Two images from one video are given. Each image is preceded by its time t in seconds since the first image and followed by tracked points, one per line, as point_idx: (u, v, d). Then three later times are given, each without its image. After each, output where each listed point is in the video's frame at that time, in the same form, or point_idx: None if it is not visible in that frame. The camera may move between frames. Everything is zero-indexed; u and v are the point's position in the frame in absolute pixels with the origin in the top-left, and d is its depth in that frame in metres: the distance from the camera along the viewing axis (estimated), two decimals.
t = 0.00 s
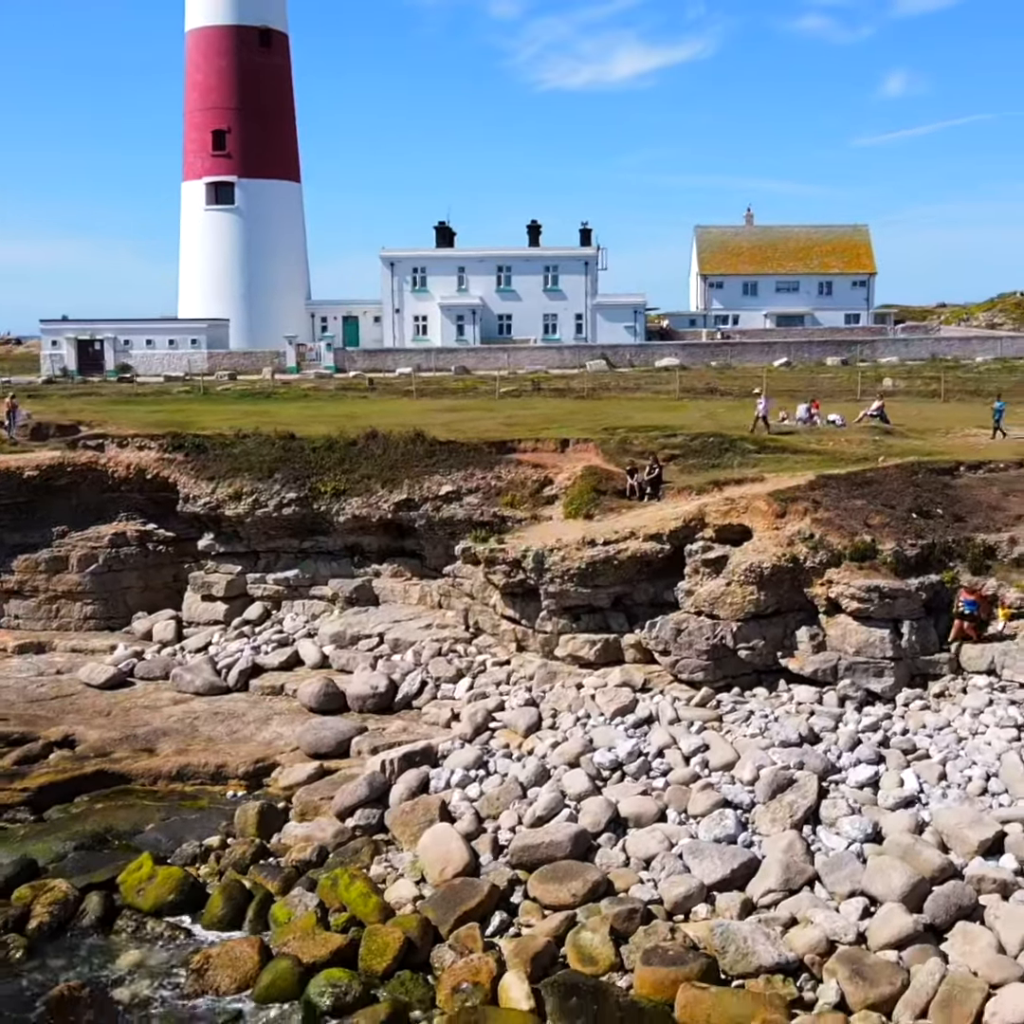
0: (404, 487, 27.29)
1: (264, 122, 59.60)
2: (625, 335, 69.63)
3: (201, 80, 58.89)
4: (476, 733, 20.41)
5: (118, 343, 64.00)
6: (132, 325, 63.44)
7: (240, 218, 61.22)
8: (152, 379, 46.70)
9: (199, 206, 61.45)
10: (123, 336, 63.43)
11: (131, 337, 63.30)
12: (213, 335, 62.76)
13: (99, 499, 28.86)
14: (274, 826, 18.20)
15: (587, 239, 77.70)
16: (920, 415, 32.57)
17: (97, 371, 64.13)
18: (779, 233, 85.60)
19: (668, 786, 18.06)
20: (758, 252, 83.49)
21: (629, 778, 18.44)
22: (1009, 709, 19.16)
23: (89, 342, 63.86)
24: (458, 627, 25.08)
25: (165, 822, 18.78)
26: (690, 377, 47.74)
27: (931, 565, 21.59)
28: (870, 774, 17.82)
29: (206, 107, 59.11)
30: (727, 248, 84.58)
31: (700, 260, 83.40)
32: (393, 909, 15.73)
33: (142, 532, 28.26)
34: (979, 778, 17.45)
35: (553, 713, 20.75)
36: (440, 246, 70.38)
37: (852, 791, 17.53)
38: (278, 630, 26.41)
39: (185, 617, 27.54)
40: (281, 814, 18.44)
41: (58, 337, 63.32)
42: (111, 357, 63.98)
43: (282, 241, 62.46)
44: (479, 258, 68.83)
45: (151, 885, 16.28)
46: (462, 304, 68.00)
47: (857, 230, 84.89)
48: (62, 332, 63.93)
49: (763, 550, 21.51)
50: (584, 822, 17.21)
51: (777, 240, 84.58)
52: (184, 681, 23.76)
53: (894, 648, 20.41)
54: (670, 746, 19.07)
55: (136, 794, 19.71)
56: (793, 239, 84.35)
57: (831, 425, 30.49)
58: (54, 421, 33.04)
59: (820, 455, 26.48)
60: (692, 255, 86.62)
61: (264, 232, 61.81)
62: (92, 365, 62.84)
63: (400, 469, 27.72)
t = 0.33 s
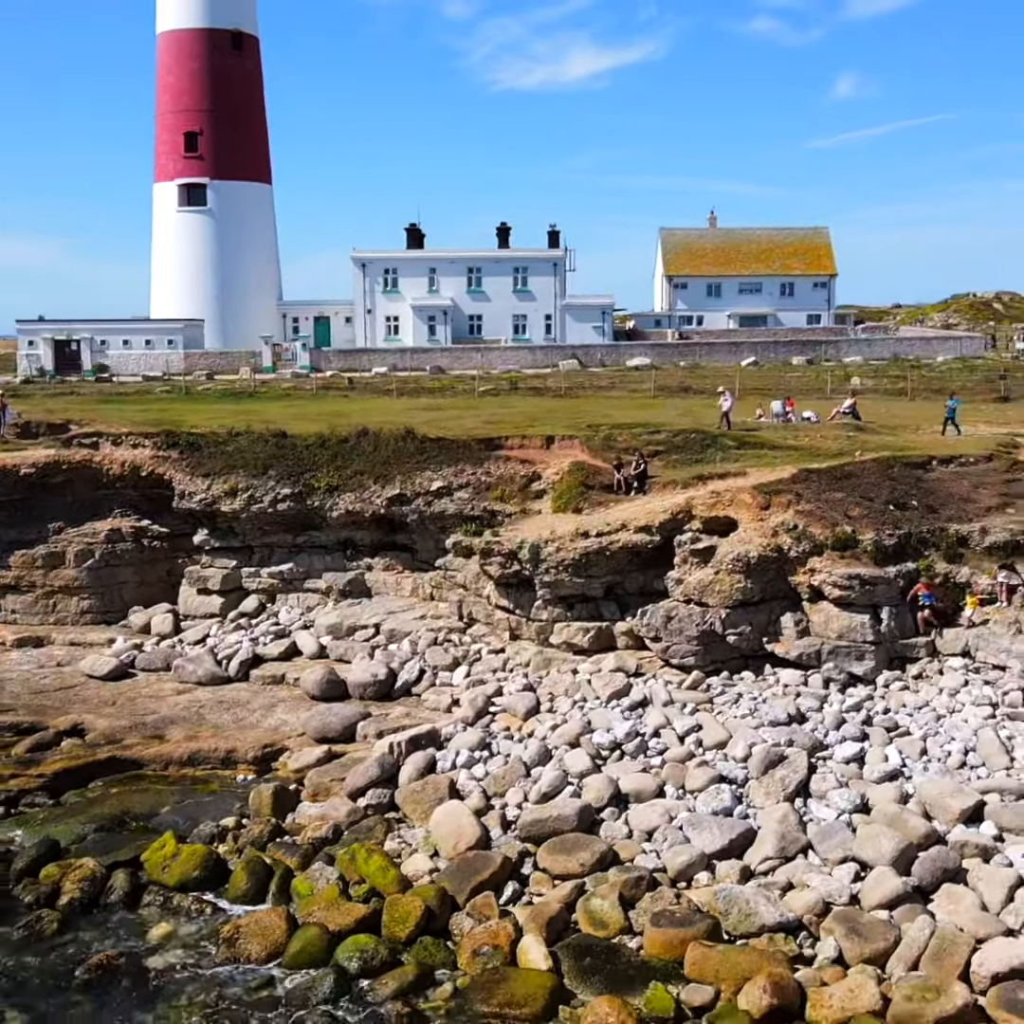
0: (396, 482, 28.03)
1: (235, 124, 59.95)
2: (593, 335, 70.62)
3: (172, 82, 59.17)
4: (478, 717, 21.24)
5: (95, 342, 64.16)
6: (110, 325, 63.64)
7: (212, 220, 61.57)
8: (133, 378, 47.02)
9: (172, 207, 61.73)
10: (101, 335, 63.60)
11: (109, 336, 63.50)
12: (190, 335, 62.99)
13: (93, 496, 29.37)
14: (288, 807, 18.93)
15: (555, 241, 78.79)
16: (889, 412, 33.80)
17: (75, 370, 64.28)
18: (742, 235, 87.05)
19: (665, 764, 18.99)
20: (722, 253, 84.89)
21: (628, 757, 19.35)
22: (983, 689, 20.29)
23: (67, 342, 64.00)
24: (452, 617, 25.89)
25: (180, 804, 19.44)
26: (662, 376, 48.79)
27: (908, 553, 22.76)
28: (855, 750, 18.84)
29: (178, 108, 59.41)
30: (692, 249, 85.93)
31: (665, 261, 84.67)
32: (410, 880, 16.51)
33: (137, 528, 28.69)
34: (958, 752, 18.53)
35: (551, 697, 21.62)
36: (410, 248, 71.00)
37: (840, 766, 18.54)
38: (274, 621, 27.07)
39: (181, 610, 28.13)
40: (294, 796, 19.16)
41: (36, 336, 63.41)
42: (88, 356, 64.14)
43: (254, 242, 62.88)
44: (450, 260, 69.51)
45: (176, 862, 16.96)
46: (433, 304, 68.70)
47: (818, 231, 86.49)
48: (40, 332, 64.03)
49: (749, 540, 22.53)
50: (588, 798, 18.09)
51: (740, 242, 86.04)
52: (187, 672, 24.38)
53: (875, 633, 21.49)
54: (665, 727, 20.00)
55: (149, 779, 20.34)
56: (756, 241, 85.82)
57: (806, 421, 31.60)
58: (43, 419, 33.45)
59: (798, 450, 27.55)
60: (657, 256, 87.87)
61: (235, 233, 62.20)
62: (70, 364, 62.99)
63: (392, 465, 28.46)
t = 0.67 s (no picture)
0: (380, 478, 29.44)
1: (184, 131, 60.67)
2: (538, 338, 72.41)
3: (123, 89, 59.78)
4: (475, 692, 22.81)
5: (52, 345, 64.45)
6: (68, 328, 64.01)
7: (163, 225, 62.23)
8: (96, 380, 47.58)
9: (122, 212, 62.25)
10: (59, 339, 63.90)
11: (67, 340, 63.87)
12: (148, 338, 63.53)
13: (83, 493, 30.30)
14: (307, 777, 20.29)
15: (498, 247, 80.53)
16: (834, 410, 36.08)
17: (32, 373, 64.49)
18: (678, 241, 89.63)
19: (655, 730, 20.72)
20: (659, 258, 87.42)
21: (620, 724, 21.05)
22: (937, 659, 22.38)
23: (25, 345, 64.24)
24: (439, 603, 27.39)
25: (202, 777, 20.68)
26: (611, 376, 50.77)
27: (864, 538, 24.86)
28: (826, 715, 20.76)
29: (128, 115, 60.00)
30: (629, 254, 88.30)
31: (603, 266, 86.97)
32: (433, 837, 18.00)
33: (127, 522, 29.85)
34: (918, 714, 20.53)
35: (542, 674, 23.25)
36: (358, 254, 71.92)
37: (813, 729, 20.44)
38: (265, 610, 28.28)
39: (173, 602, 29.18)
40: (311, 767, 20.53)
41: None
42: (46, 359, 64.42)
43: (204, 247, 63.62)
44: (398, 265, 70.59)
45: (212, 825, 18.25)
46: (382, 308, 69.90)
47: (749, 239, 89.39)
48: None
49: (721, 527, 24.41)
50: (588, 761, 19.74)
51: (676, 247, 88.64)
52: (188, 657, 25.54)
53: (838, 611, 23.45)
54: (651, 698, 21.75)
55: (168, 756, 21.53)
56: (691, 246, 88.41)
57: (759, 418, 33.71)
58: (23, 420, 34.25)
59: (756, 445, 29.56)
60: (595, 262, 90.07)
61: (186, 238, 62.90)
62: (28, 367, 63.21)
63: (375, 461, 29.87)
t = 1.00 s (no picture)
0: (354, 492, 31.41)
1: (117, 160, 61.57)
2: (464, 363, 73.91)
3: (54, 119, 60.27)
4: (463, 684, 24.96)
5: None
6: (9, 353, 64.52)
7: (95, 252, 63.07)
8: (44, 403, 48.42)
9: (55, 239, 62.81)
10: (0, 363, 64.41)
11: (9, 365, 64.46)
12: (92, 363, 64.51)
13: (65, 509, 31.56)
14: (320, 761, 22.18)
15: (421, 274, 82.93)
16: (761, 429, 39.15)
17: None
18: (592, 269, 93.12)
19: (632, 712, 23.13)
20: (574, 286, 90.76)
21: (600, 708, 23.41)
22: (873, 646, 25.26)
23: None
24: (414, 606, 29.46)
25: (219, 764, 22.41)
26: (543, 398, 53.40)
27: (805, 541, 27.76)
28: (782, 695, 23.41)
29: (61, 145, 60.60)
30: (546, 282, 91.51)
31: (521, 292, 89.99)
32: (446, 807, 20.08)
33: (110, 537, 31.21)
34: (861, 692, 23.31)
35: (523, 667, 25.50)
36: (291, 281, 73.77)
37: (771, 707, 23.06)
38: (248, 617, 29.98)
39: (156, 611, 30.66)
40: (322, 752, 22.44)
41: None
42: None
43: (137, 272, 64.61)
44: (329, 292, 72.43)
45: (244, 803, 20.09)
46: (314, 334, 71.71)
47: (660, 267, 93.27)
48: None
49: (678, 533, 27.00)
50: (576, 739, 22.03)
51: (590, 275, 92.09)
52: (184, 660, 27.16)
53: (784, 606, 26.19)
54: (625, 684, 24.16)
55: (181, 747, 23.20)
56: (605, 274, 91.93)
57: (696, 436, 36.58)
58: None
59: (699, 460, 32.32)
60: (512, 289, 92.99)
61: (119, 264, 63.83)
62: None
63: (349, 477, 31.87)
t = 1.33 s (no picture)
0: (322, 510, 33.50)
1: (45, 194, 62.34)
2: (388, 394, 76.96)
3: None
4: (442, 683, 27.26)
5: None
6: None
7: (23, 283, 63.73)
8: None
9: None
10: None
11: None
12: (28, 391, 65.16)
13: (42, 529, 32.88)
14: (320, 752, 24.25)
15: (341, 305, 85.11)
16: (687, 451, 42.33)
17: None
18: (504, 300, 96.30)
19: (600, 703, 25.71)
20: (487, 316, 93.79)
21: (570, 700, 25.94)
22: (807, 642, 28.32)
23: None
24: (384, 615, 31.64)
25: (225, 758, 24.29)
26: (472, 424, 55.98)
27: (742, 550, 30.82)
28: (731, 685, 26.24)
29: None
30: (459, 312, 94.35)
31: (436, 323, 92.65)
32: (445, 788, 22.34)
33: (87, 555, 32.71)
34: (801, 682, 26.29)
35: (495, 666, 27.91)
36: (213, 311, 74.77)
37: (723, 696, 25.86)
38: (225, 628, 31.76)
39: (134, 624, 32.25)
40: (321, 745, 24.49)
41: None
42: None
43: (64, 302, 65.45)
44: (255, 322, 73.78)
45: (260, 789, 22.07)
46: (242, 363, 73.16)
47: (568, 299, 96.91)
48: None
49: (629, 543, 29.74)
50: (554, 726, 24.51)
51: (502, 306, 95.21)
52: (172, 667, 28.88)
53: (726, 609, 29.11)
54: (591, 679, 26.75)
55: (186, 745, 24.99)
56: (516, 305, 95.09)
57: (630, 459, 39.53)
58: None
59: (640, 479, 35.21)
60: (427, 319, 95.61)
61: (46, 294, 64.61)
62: None
63: (316, 497, 33.94)
